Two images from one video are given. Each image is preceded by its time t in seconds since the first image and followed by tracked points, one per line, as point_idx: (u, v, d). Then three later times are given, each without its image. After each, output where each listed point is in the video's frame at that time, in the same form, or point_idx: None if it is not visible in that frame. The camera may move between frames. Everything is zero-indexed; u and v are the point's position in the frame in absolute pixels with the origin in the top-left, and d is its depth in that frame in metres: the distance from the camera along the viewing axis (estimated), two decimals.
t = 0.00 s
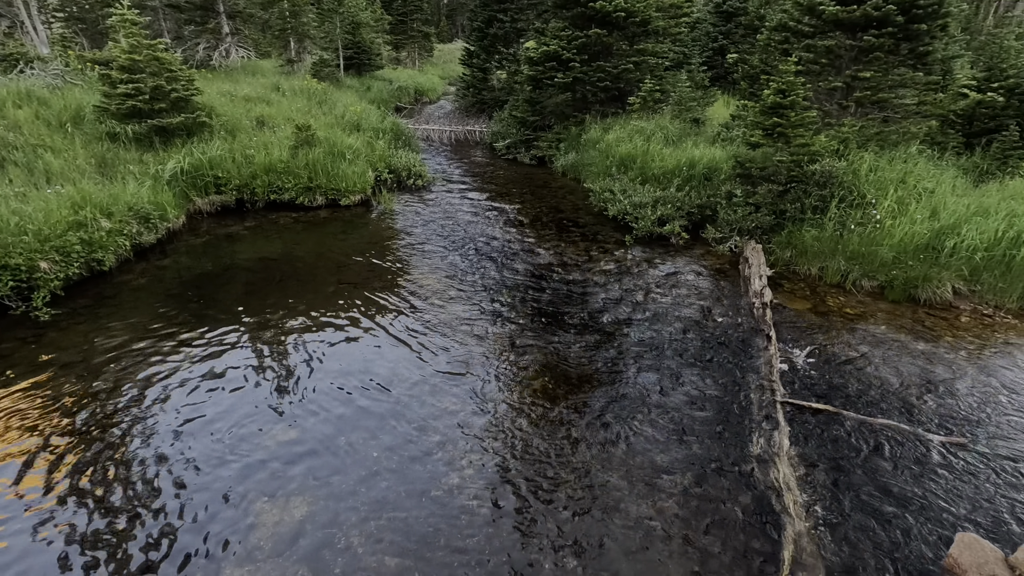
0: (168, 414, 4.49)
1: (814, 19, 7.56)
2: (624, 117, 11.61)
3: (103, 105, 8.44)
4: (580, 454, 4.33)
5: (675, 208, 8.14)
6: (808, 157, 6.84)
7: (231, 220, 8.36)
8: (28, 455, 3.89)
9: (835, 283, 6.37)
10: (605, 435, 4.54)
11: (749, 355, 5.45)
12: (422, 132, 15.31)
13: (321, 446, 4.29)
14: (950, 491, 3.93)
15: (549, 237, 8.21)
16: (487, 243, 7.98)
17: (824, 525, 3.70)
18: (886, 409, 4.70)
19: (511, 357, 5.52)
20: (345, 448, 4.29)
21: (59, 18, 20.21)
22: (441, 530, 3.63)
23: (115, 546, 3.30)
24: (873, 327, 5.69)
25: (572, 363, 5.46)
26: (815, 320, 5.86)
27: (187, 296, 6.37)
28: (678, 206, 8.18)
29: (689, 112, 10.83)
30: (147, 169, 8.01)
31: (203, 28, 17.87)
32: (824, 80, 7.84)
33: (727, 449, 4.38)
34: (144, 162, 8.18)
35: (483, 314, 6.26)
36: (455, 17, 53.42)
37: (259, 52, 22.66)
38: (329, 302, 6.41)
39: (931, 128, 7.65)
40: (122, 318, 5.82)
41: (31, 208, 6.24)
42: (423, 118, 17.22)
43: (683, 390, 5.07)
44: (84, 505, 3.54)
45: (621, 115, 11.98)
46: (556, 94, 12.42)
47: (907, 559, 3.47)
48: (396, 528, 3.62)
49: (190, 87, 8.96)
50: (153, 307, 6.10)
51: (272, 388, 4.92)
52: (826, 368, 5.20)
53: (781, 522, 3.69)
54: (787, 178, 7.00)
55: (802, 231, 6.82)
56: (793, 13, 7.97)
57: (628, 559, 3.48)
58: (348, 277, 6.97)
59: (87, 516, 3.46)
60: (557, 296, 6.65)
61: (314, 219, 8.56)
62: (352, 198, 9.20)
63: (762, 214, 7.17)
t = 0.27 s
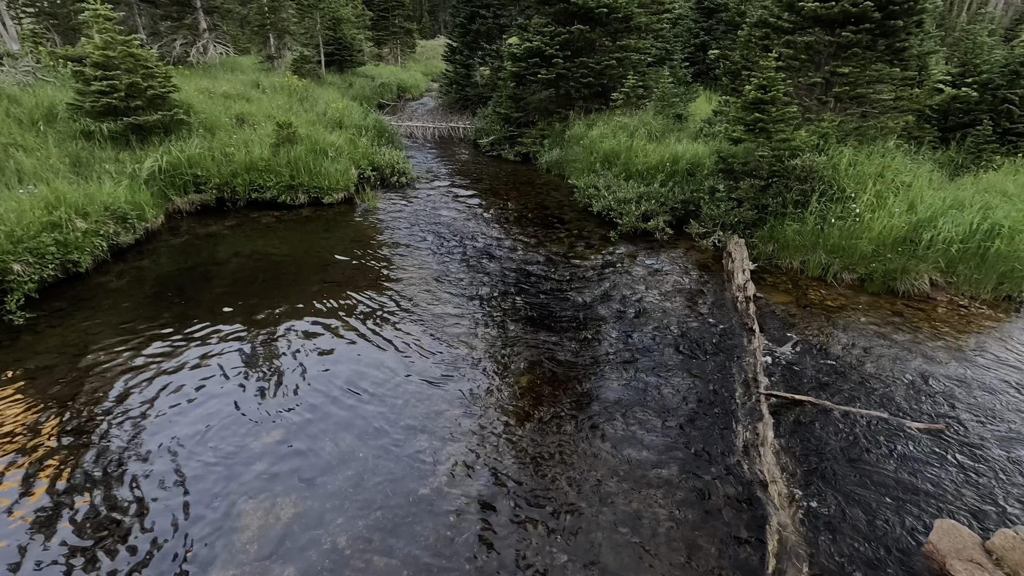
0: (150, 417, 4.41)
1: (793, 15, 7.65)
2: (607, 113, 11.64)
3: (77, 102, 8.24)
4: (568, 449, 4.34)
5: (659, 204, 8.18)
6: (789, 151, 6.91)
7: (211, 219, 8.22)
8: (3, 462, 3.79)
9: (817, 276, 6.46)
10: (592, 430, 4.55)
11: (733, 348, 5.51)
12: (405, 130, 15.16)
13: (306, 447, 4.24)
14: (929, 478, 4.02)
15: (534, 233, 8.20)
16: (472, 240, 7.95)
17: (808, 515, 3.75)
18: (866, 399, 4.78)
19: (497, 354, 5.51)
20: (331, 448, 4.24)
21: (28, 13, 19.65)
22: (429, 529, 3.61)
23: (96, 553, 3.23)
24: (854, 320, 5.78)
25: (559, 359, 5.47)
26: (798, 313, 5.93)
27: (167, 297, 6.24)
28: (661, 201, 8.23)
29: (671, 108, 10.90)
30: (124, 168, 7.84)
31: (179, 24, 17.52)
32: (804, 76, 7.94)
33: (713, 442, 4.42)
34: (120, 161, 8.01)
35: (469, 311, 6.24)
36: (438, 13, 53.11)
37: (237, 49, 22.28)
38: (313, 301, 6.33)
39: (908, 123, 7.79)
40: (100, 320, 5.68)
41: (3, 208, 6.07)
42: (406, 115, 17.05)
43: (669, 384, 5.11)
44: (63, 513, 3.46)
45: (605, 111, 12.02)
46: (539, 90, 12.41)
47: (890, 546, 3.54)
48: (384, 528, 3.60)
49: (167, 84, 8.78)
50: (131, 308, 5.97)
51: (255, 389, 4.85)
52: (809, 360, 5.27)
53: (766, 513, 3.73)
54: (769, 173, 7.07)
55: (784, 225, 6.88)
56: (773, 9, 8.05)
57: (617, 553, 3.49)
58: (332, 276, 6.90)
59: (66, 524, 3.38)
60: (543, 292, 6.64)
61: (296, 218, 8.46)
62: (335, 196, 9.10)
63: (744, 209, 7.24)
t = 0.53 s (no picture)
0: (127, 421, 4.34)
1: (771, 13, 7.73)
2: (589, 110, 11.67)
3: (47, 101, 8.05)
4: (552, 446, 4.36)
5: (641, 200, 8.23)
6: (768, 148, 6.98)
7: (189, 220, 8.09)
8: None
9: (795, 271, 6.55)
10: (575, 427, 4.58)
11: (714, 343, 5.57)
12: (388, 128, 15.11)
13: (288, 449, 4.20)
14: (905, 467, 4.10)
15: (517, 231, 8.21)
16: (455, 239, 7.92)
17: (787, 505, 3.82)
18: (843, 391, 4.88)
19: (480, 352, 5.51)
20: (313, 449, 4.21)
21: None
22: (413, 527, 3.61)
23: (72, 561, 3.17)
24: (832, 313, 5.88)
25: (542, 356, 5.48)
26: (778, 307, 6.01)
27: (143, 299, 6.12)
28: (643, 198, 8.28)
29: (653, 105, 10.96)
30: (97, 167, 7.68)
31: (154, 21, 17.16)
32: (782, 73, 8.03)
33: (695, 436, 4.47)
34: (94, 160, 7.84)
35: (452, 310, 6.22)
36: (419, 10, 52.76)
37: (215, 46, 21.89)
38: (294, 301, 6.26)
39: (883, 119, 7.93)
40: (74, 324, 5.55)
41: None
42: (388, 112, 16.88)
43: (651, 380, 5.15)
44: (36, 522, 3.39)
45: (587, 108, 12.05)
46: (521, 87, 12.37)
47: (865, 534, 3.62)
48: (367, 529, 3.58)
49: (142, 82, 8.63)
50: (106, 310, 5.85)
51: (236, 391, 4.79)
52: (788, 353, 5.36)
53: (746, 504, 3.79)
54: (748, 170, 7.13)
55: (763, 221, 6.96)
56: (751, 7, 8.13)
57: (600, 548, 3.52)
58: (313, 276, 6.83)
59: (41, 533, 3.32)
60: (526, 290, 6.64)
61: (276, 218, 8.36)
62: (316, 195, 9.01)
63: (724, 205, 7.30)
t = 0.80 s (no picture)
0: (102, 427, 4.26)
1: (749, 11, 7.83)
2: (571, 107, 11.70)
3: (16, 99, 7.86)
4: (534, 443, 4.38)
5: (622, 197, 8.27)
6: (746, 145, 7.09)
7: (165, 220, 7.95)
8: None
9: (774, 266, 6.64)
10: (557, 423, 4.60)
11: (694, 339, 5.64)
12: (369, 126, 14.98)
13: (268, 451, 4.16)
14: (878, 457, 4.20)
15: (499, 229, 8.21)
16: (437, 237, 7.90)
17: (764, 497, 3.88)
18: (819, 383, 4.97)
19: (462, 351, 5.51)
20: (293, 451, 4.18)
21: None
22: (394, 527, 3.60)
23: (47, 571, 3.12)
24: (809, 307, 5.98)
25: (524, 354, 5.50)
26: (756, 302, 6.09)
27: (118, 302, 6.01)
28: (625, 195, 8.33)
29: (634, 102, 11.04)
30: (70, 168, 7.52)
31: (127, 17, 16.79)
32: (760, 70, 8.14)
33: (675, 431, 4.52)
34: (66, 160, 7.67)
35: (434, 309, 6.21)
36: (401, 7, 52.35)
37: (191, 43, 21.48)
38: (275, 302, 6.20)
39: (859, 116, 8.07)
40: (46, 328, 5.43)
41: None
42: (369, 110, 16.71)
43: (632, 376, 5.19)
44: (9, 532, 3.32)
45: (568, 105, 12.07)
46: (503, 85, 12.35)
47: (840, 523, 3.70)
48: (349, 529, 3.57)
49: (115, 80, 8.48)
50: (80, 314, 5.74)
51: (215, 394, 4.74)
52: (766, 348, 5.44)
53: (725, 497, 3.85)
54: (727, 166, 7.21)
55: (743, 217, 7.03)
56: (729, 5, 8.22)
57: (581, 544, 3.55)
58: (294, 276, 6.77)
59: (14, 543, 3.26)
60: (509, 288, 6.65)
61: (256, 217, 8.26)
62: (296, 195, 8.92)
63: (704, 201, 7.35)
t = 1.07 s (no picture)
0: (74, 432, 4.19)
1: (726, 7, 7.90)
2: (552, 104, 11.72)
3: None
4: (514, 440, 4.40)
5: (603, 194, 8.31)
6: (724, 141, 7.17)
7: (140, 221, 7.81)
8: None
9: (752, 261, 6.73)
10: (538, 420, 4.63)
11: (673, 334, 5.70)
12: (349, 123, 14.83)
13: (245, 453, 4.13)
14: (851, 446, 4.29)
15: (481, 226, 8.20)
16: (418, 235, 7.87)
17: (740, 488, 3.95)
18: (795, 375, 5.06)
19: (443, 349, 5.51)
20: (271, 453, 4.15)
21: None
22: (373, 527, 3.60)
23: None
24: (785, 300, 6.08)
25: (505, 351, 5.51)
26: (735, 296, 6.17)
27: (91, 305, 5.89)
28: (605, 191, 8.37)
29: (614, 99, 11.08)
30: (39, 168, 7.34)
31: (98, 13, 16.38)
32: (738, 66, 8.22)
33: (654, 425, 4.57)
34: (35, 160, 7.49)
35: (415, 307, 6.19)
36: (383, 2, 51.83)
37: (165, 39, 21.05)
38: (253, 303, 6.13)
39: (834, 111, 8.19)
40: (16, 333, 5.31)
41: None
42: (349, 108, 16.54)
43: (612, 371, 5.23)
44: None
45: (549, 102, 12.09)
46: (483, 81, 12.30)
47: (813, 511, 3.78)
48: (329, 530, 3.56)
49: (85, 78, 8.32)
50: (51, 317, 5.62)
51: (192, 396, 4.68)
52: (743, 341, 5.52)
53: (701, 489, 3.90)
54: (706, 162, 7.28)
55: (721, 212, 7.10)
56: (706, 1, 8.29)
57: (560, 539, 3.58)
58: (273, 276, 6.70)
59: None
60: (490, 286, 6.65)
61: (233, 217, 8.15)
62: (275, 194, 8.82)
63: (684, 197, 7.41)
